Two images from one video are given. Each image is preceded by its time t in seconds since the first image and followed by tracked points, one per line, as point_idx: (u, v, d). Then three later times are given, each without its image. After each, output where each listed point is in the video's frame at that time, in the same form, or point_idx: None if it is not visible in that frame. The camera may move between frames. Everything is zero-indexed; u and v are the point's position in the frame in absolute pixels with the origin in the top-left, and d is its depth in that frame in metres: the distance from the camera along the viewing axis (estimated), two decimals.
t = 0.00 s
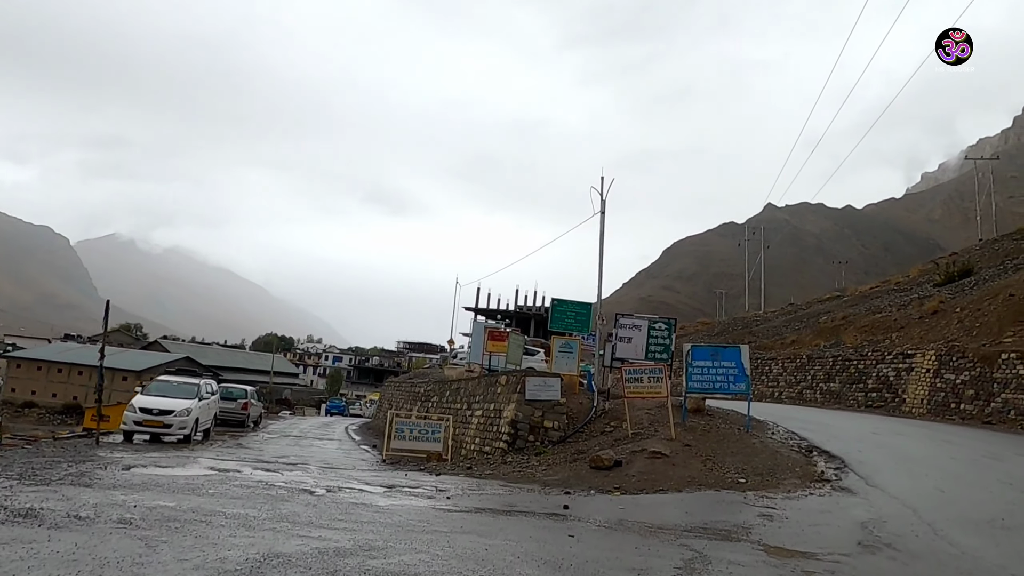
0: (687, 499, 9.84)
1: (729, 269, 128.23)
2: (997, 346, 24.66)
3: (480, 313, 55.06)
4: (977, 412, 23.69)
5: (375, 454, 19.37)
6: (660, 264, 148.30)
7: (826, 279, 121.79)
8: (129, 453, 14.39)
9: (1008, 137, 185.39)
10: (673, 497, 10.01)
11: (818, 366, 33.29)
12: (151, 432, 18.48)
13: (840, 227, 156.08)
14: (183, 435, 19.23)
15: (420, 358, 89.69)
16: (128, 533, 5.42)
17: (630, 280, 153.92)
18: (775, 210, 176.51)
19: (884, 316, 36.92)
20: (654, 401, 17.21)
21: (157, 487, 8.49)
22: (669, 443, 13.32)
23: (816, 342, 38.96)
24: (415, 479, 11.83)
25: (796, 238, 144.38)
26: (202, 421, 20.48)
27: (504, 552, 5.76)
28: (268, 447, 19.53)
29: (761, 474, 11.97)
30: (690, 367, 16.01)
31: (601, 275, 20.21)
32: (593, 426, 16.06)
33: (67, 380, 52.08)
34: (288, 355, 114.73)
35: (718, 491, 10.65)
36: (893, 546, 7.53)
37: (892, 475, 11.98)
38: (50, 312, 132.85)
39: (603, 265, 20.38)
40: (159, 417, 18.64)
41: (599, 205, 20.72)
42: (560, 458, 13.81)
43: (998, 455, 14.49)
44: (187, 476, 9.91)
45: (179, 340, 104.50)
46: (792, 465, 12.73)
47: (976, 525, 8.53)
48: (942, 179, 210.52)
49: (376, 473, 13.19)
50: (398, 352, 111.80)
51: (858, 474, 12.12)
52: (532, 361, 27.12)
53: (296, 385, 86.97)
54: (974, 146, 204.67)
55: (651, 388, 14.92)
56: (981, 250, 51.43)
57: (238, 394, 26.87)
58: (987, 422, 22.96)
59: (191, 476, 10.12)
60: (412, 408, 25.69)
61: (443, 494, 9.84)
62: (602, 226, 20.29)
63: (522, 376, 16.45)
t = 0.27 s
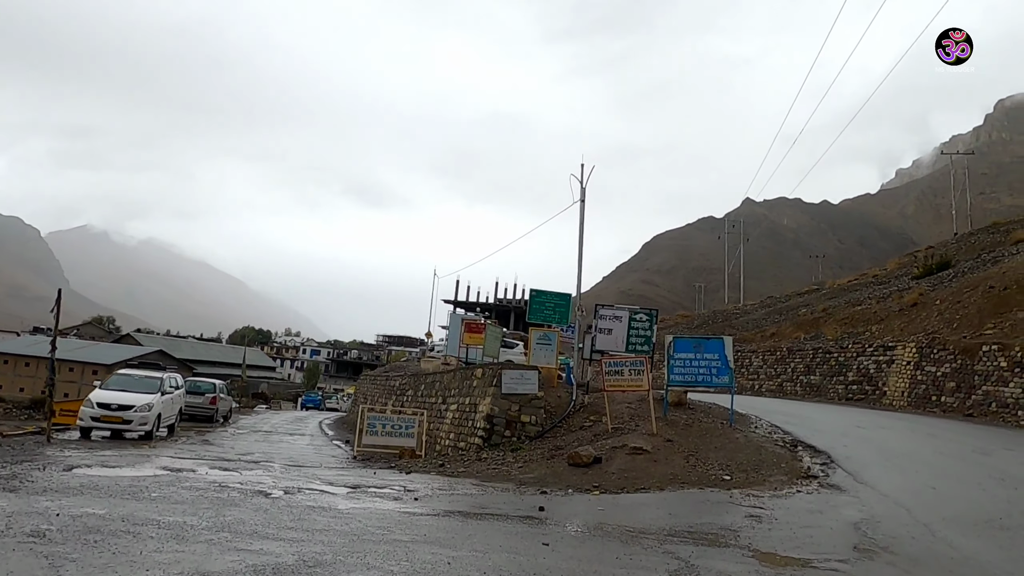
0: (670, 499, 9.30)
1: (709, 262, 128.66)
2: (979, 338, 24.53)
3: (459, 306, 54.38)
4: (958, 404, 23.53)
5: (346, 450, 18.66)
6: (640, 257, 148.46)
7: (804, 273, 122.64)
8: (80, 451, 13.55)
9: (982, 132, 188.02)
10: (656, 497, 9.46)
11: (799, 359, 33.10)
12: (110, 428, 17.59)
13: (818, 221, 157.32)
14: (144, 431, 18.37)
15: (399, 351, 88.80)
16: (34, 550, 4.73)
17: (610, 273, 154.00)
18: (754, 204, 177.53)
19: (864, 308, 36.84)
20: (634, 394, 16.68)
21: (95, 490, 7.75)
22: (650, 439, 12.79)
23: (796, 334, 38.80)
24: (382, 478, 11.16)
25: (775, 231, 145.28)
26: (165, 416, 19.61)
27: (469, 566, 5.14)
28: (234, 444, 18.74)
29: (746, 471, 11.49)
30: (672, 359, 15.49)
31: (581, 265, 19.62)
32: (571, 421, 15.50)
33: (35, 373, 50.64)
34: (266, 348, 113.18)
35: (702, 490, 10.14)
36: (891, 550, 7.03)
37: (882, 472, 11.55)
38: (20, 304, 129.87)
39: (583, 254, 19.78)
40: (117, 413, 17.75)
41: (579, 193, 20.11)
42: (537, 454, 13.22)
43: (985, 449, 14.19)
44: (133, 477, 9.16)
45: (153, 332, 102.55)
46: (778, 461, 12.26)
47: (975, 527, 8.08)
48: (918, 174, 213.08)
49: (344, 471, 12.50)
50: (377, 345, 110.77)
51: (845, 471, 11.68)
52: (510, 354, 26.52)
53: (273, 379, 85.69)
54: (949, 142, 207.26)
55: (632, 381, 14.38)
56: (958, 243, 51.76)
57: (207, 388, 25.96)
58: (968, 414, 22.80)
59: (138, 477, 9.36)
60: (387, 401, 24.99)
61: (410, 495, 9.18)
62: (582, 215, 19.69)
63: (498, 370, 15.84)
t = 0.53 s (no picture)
0: (656, 501, 8.81)
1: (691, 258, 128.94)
2: (963, 334, 24.38)
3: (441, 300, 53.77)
4: (942, 400, 23.34)
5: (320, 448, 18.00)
6: (623, 252, 148.54)
7: (785, 269, 123.33)
8: (34, 450, 12.80)
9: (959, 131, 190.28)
10: (641, 499, 8.96)
11: (782, 354, 32.89)
12: (71, 425, 16.80)
13: (799, 218, 158.34)
14: (108, 428, 17.58)
15: (381, 346, 87.99)
16: None
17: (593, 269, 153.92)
18: (736, 200, 178.31)
19: (847, 303, 36.74)
20: (618, 390, 16.21)
21: (31, 495, 7.09)
22: (635, 436, 12.32)
23: (779, 329, 38.64)
24: (353, 479, 10.57)
25: (757, 227, 145.97)
26: (131, 412, 18.82)
27: None
28: (203, 441, 18.01)
29: (733, 470, 11.05)
30: (656, 354, 15.03)
31: (564, 258, 19.10)
32: (553, 417, 14.99)
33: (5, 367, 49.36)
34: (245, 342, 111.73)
35: (689, 490, 9.67)
36: (891, 558, 6.59)
37: (873, 470, 11.15)
38: None
39: (566, 246, 19.27)
40: (79, 409, 16.94)
41: (562, 184, 19.58)
42: (518, 452, 12.69)
43: (974, 446, 13.89)
44: (80, 479, 8.50)
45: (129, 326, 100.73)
46: (766, 459, 11.84)
47: (976, 531, 7.67)
48: (897, 171, 215.22)
49: (313, 471, 11.89)
50: (359, 339, 109.80)
51: (836, 469, 11.27)
52: (491, 349, 25.97)
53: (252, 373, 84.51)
54: (928, 140, 209.44)
55: (616, 377, 13.89)
56: (938, 239, 52.01)
57: (178, 383, 25.13)
58: (953, 410, 22.62)
59: (86, 479, 8.70)
60: (364, 397, 24.34)
61: (380, 498, 8.60)
62: (566, 206, 19.17)
63: (477, 365, 15.29)
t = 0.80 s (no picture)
0: (642, 508, 8.35)
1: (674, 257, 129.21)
2: (947, 333, 24.26)
3: (422, 297, 53.11)
4: (926, 400, 23.19)
5: (293, 449, 17.35)
6: (606, 251, 148.53)
7: (767, 269, 123.94)
8: None
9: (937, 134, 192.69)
10: (626, 505, 8.50)
11: (765, 353, 32.68)
12: (30, 424, 15.98)
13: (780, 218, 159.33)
14: (70, 428, 16.80)
15: (362, 343, 87.05)
16: None
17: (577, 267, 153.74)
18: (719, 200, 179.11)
19: (830, 302, 36.66)
20: (601, 389, 15.77)
21: None
22: (619, 437, 11.86)
23: (762, 328, 38.48)
24: (323, 483, 10.00)
25: (739, 227, 146.66)
26: (95, 411, 18.02)
27: None
28: (171, 441, 17.29)
29: (721, 473, 10.64)
30: (642, 353, 14.58)
31: (547, 253, 18.62)
32: (535, 418, 14.51)
33: None
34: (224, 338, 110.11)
35: (677, 495, 9.22)
36: (893, 571, 6.18)
37: (865, 473, 10.79)
38: None
39: (549, 242, 18.78)
40: (39, 408, 16.11)
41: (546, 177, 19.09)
42: (498, 454, 12.18)
43: (964, 448, 13.62)
44: (23, 485, 7.86)
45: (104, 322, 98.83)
46: (754, 462, 11.44)
47: (978, 540, 7.29)
48: (876, 172, 217.47)
49: (282, 474, 11.29)
50: (340, 336, 108.64)
51: (827, 473, 10.90)
52: (472, 346, 25.43)
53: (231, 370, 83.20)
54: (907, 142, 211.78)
55: (600, 376, 13.43)
56: (918, 240, 52.33)
57: (148, 381, 24.28)
58: (937, 410, 22.45)
59: (31, 485, 8.06)
60: (341, 395, 23.69)
61: (348, 505, 8.04)
62: (550, 200, 18.68)
63: (457, 363, 14.76)
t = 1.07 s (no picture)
0: (628, 513, 7.92)
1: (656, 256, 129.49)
2: (930, 332, 24.19)
3: (403, 295, 52.45)
4: (909, 399, 23.07)
5: (265, 449, 16.74)
6: (589, 249, 148.49)
7: (748, 268, 124.61)
8: None
9: (915, 135, 195.14)
10: (611, 510, 8.06)
11: (748, 352, 32.51)
12: None
13: (761, 217, 160.34)
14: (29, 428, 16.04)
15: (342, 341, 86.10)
16: None
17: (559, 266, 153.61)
18: (700, 199, 179.98)
19: (812, 300, 36.63)
20: (584, 388, 15.34)
21: None
22: (603, 438, 11.44)
23: (745, 327, 38.38)
24: (291, 487, 9.46)
25: (721, 227, 147.45)
26: (57, 410, 17.26)
27: None
28: (137, 442, 16.59)
29: (708, 475, 10.27)
30: (626, 350, 14.17)
31: (529, 249, 18.16)
32: (515, 417, 14.07)
33: None
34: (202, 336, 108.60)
35: (663, 499, 8.83)
36: None
37: (855, 475, 10.46)
38: None
39: (531, 237, 18.32)
40: None
41: (528, 170, 18.65)
42: (477, 455, 11.71)
43: (952, 448, 13.39)
44: None
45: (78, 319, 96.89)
46: (742, 463, 11.08)
47: (978, 547, 6.96)
48: (855, 173, 219.71)
49: (249, 477, 10.72)
50: (320, 335, 107.56)
51: (816, 474, 10.56)
52: (453, 344, 24.93)
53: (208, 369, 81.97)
54: (885, 143, 214.17)
55: (583, 374, 13.01)
56: (898, 239, 52.64)
57: (118, 378, 23.42)
58: (921, 409, 22.32)
59: None
60: (318, 394, 23.08)
61: (316, 512, 7.52)
62: (532, 194, 18.23)
63: (435, 361, 14.26)
